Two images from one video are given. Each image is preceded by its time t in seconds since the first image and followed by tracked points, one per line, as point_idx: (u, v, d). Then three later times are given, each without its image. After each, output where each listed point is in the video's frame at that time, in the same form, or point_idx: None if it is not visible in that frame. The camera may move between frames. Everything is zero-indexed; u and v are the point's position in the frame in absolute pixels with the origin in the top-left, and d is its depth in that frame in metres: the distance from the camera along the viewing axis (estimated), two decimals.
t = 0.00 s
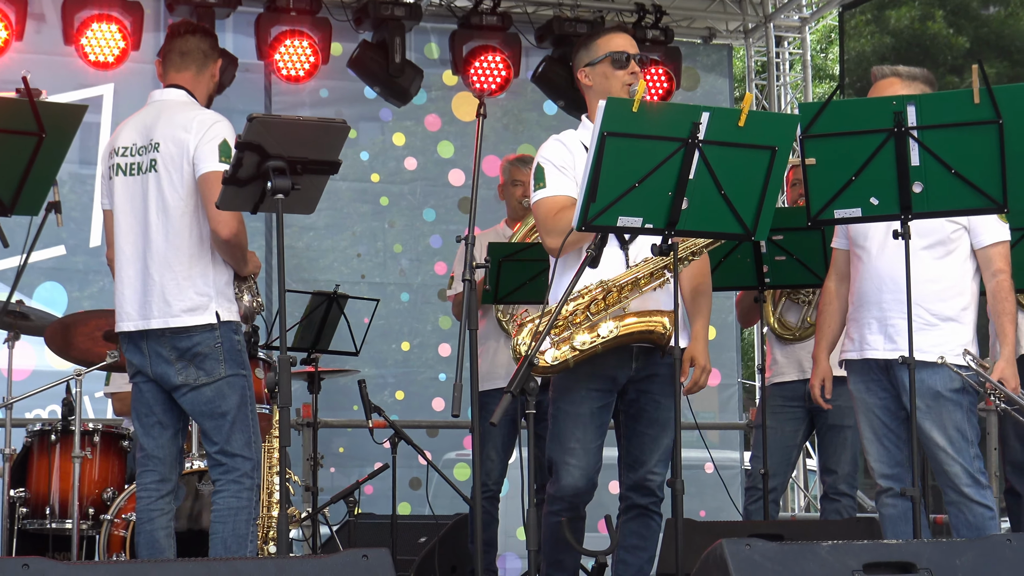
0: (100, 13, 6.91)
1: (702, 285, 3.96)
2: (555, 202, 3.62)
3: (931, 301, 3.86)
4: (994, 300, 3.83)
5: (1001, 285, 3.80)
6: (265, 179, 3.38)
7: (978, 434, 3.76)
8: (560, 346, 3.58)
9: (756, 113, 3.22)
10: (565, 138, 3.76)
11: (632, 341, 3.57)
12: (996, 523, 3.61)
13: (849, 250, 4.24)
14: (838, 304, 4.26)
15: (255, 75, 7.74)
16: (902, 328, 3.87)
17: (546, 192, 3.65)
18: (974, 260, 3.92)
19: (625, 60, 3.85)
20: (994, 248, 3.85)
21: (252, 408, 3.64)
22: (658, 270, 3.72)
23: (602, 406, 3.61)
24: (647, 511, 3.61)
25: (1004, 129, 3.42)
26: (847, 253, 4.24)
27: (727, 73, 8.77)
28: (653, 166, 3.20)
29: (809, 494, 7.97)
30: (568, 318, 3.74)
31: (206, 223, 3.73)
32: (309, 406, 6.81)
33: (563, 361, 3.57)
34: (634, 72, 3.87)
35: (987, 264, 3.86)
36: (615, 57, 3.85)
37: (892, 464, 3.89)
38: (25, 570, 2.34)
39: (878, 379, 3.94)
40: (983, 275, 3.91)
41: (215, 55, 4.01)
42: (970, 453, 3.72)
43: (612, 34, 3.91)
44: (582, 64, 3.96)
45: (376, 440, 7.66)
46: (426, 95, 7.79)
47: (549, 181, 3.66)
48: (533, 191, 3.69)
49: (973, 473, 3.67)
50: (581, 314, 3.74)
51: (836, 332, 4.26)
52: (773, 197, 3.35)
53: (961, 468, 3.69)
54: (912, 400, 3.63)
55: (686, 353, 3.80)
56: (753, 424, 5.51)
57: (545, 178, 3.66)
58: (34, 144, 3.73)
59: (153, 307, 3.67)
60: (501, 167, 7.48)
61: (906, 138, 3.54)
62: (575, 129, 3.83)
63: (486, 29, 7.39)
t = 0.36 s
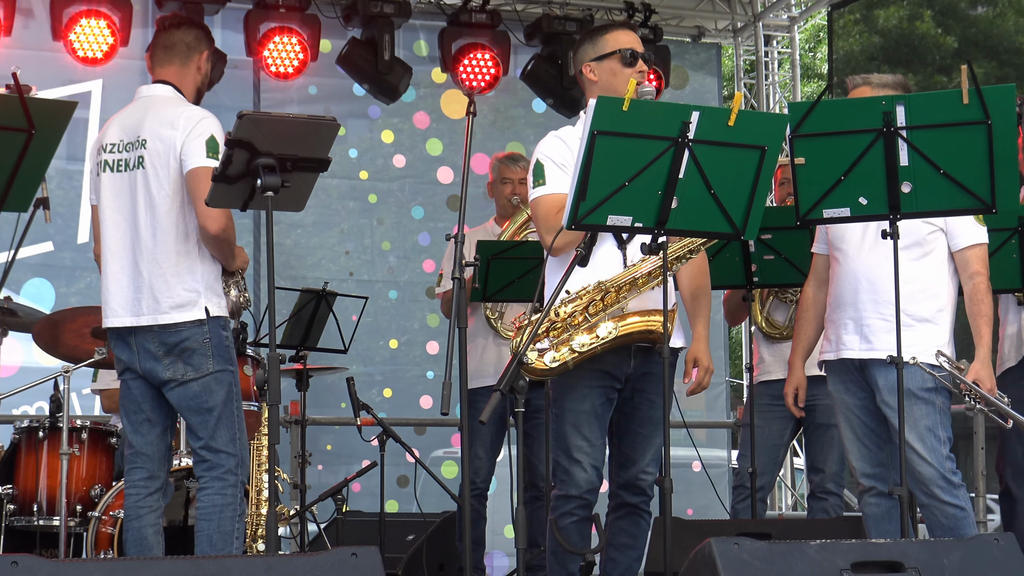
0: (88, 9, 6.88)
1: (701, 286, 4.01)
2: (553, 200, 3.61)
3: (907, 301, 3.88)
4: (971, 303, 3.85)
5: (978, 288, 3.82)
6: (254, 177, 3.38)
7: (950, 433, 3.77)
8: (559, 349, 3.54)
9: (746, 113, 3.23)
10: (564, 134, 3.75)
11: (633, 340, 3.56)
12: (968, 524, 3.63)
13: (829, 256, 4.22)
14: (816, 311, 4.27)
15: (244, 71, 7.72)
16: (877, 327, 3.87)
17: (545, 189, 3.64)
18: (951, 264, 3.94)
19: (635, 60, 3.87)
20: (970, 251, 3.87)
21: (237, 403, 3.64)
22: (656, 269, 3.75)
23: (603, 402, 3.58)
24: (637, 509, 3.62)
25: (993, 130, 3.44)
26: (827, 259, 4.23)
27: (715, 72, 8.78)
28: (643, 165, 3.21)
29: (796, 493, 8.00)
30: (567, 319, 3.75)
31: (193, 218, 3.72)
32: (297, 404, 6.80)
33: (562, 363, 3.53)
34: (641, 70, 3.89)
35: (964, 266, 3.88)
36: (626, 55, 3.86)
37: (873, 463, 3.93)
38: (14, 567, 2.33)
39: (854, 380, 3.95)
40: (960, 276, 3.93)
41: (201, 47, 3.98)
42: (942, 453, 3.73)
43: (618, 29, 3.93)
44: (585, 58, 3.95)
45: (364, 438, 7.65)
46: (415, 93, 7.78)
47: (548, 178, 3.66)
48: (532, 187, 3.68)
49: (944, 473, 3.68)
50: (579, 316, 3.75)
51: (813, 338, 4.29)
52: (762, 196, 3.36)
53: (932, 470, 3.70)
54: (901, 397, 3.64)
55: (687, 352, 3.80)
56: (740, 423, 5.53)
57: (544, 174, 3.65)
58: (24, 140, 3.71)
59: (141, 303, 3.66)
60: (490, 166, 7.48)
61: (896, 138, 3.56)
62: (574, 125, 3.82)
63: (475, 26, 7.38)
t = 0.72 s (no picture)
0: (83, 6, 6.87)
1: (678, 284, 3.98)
2: (543, 195, 3.60)
3: (901, 303, 3.89)
4: (963, 301, 3.84)
5: (970, 286, 3.82)
6: (247, 175, 3.39)
7: (948, 437, 3.80)
8: (552, 351, 3.54)
9: (740, 115, 3.24)
10: (553, 132, 3.75)
11: (622, 342, 3.57)
12: (963, 529, 3.65)
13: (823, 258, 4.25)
14: (811, 313, 4.28)
15: (239, 70, 7.71)
16: (872, 330, 3.89)
17: (534, 182, 3.63)
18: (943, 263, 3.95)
19: (609, 51, 3.86)
20: (962, 251, 3.88)
21: (228, 403, 3.63)
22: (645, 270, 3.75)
23: (588, 402, 3.59)
24: (624, 510, 3.62)
25: (986, 134, 3.45)
26: (820, 262, 4.25)
27: (710, 74, 8.79)
28: (637, 167, 3.22)
29: (787, 496, 8.01)
30: (559, 321, 3.68)
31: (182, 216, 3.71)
32: (290, 402, 6.80)
33: (556, 365, 3.53)
34: (620, 61, 3.87)
35: (957, 266, 3.89)
36: (599, 50, 3.86)
37: (867, 467, 3.93)
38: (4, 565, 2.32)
39: (850, 383, 3.97)
40: (953, 278, 3.93)
41: (190, 47, 3.95)
42: (940, 457, 3.75)
43: (593, 27, 3.93)
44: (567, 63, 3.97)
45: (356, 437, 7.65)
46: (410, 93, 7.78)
47: (537, 172, 3.65)
48: (522, 183, 3.68)
49: (942, 479, 3.70)
50: (571, 316, 3.69)
51: (810, 340, 4.29)
52: (754, 200, 3.37)
53: (933, 474, 3.72)
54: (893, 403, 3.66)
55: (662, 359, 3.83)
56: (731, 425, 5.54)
57: (533, 168, 3.65)
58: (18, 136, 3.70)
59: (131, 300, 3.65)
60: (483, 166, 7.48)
61: (889, 142, 3.58)
62: (561, 123, 3.81)
63: (470, 27, 7.38)
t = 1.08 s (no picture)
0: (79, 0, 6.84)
1: (670, 276, 4.05)
2: (528, 177, 3.58)
3: (900, 311, 3.90)
4: (958, 308, 3.89)
5: (966, 295, 3.85)
6: (241, 172, 3.39)
7: (940, 442, 3.81)
8: (544, 340, 3.53)
9: (735, 118, 3.24)
10: (537, 134, 3.76)
11: (611, 334, 3.57)
12: (954, 534, 3.66)
13: (815, 265, 4.25)
14: (803, 319, 4.29)
15: (234, 66, 7.69)
16: (872, 338, 3.89)
17: (519, 171, 3.61)
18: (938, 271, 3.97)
19: (578, 59, 3.75)
20: (957, 259, 3.91)
21: (219, 400, 3.61)
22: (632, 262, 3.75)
23: (578, 402, 3.59)
24: (611, 511, 3.62)
25: (981, 141, 3.45)
26: (813, 267, 4.25)
27: (705, 76, 8.79)
28: (630, 169, 3.22)
29: (776, 499, 8.03)
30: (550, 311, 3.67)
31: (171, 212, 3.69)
32: (280, 399, 6.78)
33: (547, 353, 3.52)
34: (588, 69, 3.77)
35: (952, 274, 3.92)
36: (568, 57, 3.76)
37: (858, 471, 3.94)
38: None
39: (844, 388, 3.97)
40: (947, 285, 3.97)
41: (185, 46, 3.95)
42: (933, 463, 3.76)
43: (568, 36, 3.86)
44: (542, 69, 3.91)
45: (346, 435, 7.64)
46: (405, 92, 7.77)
47: (521, 162, 3.63)
48: (507, 175, 3.66)
49: (935, 484, 3.71)
50: (562, 307, 3.68)
51: (802, 346, 4.31)
52: (748, 203, 3.39)
53: (925, 478, 3.73)
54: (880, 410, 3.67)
55: (658, 350, 3.86)
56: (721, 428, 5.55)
57: (517, 160, 3.63)
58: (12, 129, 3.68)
59: (119, 298, 3.65)
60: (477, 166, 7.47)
61: (883, 147, 3.58)
62: (542, 127, 3.80)
63: (466, 26, 7.38)
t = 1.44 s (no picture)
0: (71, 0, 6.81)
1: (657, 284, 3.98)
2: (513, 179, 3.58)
3: (897, 314, 3.90)
4: (951, 310, 3.91)
5: (959, 297, 3.88)
6: (232, 171, 3.38)
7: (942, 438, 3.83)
8: (530, 334, 3.53)
9: (726, 118, 3.24)
10: (523, 137, 3.75)
11: (595, 330, 3.56)
12: (952, 532, 3.69)
13: (805, 266, 4.24)
14: (795, 321, 4.25)
15: (226, 66, 7.67)
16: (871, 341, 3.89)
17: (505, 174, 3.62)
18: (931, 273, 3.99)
19: (563, 63, 3.72)
20: (950, 261, 3.93)
21: (203, 398, 3.61)
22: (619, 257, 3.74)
23: (569, 401, 3.59)
24: (603, 511, 3.62)
25: (972, 140, 3.46)
26: (803, 268, 4.24)
27: (697, 77, 8.79)
28: (622, 169, 3.22)
29: (768, 499, 8.04)
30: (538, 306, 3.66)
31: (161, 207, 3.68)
32: (272, 400, 6.76)
33: (534, 348, 3.51)
34: (573, 73, 3.73)
35: (944, 276, 3.94)
36: (553, 62, 3.73)
37: (850, 472, 3.94)
38: None
39: (838, 389, 3.98)
40: (939, 287, 3.99)
41: (178, 42, 3.93)
42: (937, 459, 3.77)
43: (553, 39, 3.82)
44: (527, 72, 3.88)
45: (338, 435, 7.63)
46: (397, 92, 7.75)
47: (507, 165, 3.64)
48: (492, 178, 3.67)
49: (937, 480, 3.73)
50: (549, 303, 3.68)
51: (795, 346, 4.26)
52: (739, 204, 3.39)
53: (930, 475, 3.74)
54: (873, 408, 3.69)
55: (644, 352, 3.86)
56: (713, 428, 5.55)
57: (502, 163, 3.64)
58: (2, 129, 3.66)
59: (107, 293, 3.63)
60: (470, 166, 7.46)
61: (874, 147, 3.58)
62: (528, 129, 3.80)
63: (459, 27, 7.37)
